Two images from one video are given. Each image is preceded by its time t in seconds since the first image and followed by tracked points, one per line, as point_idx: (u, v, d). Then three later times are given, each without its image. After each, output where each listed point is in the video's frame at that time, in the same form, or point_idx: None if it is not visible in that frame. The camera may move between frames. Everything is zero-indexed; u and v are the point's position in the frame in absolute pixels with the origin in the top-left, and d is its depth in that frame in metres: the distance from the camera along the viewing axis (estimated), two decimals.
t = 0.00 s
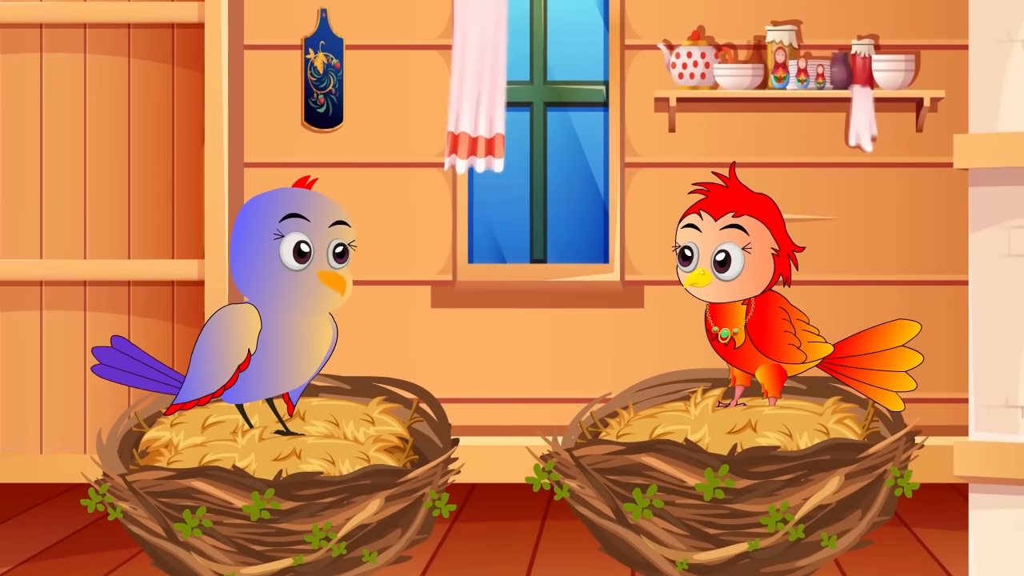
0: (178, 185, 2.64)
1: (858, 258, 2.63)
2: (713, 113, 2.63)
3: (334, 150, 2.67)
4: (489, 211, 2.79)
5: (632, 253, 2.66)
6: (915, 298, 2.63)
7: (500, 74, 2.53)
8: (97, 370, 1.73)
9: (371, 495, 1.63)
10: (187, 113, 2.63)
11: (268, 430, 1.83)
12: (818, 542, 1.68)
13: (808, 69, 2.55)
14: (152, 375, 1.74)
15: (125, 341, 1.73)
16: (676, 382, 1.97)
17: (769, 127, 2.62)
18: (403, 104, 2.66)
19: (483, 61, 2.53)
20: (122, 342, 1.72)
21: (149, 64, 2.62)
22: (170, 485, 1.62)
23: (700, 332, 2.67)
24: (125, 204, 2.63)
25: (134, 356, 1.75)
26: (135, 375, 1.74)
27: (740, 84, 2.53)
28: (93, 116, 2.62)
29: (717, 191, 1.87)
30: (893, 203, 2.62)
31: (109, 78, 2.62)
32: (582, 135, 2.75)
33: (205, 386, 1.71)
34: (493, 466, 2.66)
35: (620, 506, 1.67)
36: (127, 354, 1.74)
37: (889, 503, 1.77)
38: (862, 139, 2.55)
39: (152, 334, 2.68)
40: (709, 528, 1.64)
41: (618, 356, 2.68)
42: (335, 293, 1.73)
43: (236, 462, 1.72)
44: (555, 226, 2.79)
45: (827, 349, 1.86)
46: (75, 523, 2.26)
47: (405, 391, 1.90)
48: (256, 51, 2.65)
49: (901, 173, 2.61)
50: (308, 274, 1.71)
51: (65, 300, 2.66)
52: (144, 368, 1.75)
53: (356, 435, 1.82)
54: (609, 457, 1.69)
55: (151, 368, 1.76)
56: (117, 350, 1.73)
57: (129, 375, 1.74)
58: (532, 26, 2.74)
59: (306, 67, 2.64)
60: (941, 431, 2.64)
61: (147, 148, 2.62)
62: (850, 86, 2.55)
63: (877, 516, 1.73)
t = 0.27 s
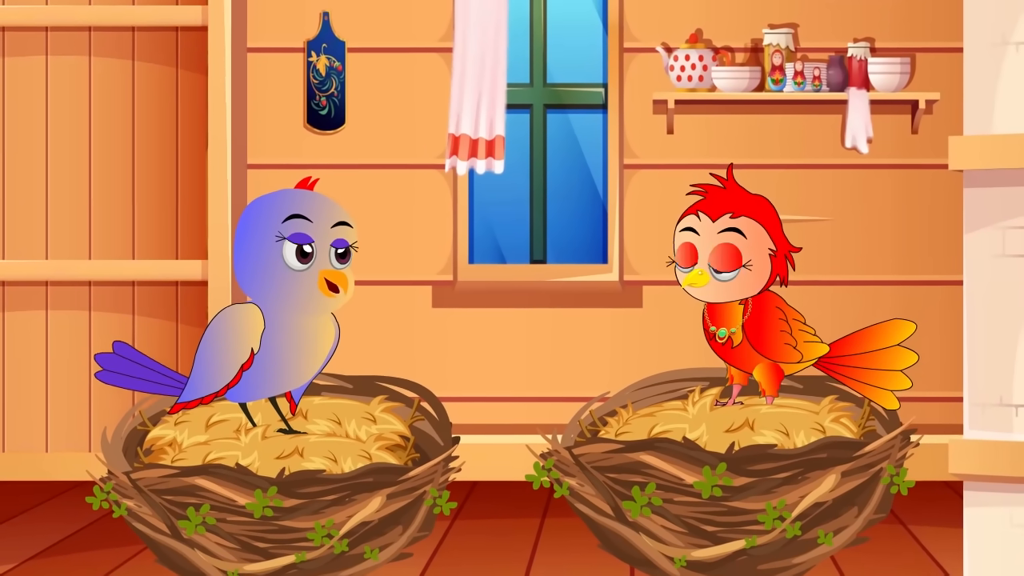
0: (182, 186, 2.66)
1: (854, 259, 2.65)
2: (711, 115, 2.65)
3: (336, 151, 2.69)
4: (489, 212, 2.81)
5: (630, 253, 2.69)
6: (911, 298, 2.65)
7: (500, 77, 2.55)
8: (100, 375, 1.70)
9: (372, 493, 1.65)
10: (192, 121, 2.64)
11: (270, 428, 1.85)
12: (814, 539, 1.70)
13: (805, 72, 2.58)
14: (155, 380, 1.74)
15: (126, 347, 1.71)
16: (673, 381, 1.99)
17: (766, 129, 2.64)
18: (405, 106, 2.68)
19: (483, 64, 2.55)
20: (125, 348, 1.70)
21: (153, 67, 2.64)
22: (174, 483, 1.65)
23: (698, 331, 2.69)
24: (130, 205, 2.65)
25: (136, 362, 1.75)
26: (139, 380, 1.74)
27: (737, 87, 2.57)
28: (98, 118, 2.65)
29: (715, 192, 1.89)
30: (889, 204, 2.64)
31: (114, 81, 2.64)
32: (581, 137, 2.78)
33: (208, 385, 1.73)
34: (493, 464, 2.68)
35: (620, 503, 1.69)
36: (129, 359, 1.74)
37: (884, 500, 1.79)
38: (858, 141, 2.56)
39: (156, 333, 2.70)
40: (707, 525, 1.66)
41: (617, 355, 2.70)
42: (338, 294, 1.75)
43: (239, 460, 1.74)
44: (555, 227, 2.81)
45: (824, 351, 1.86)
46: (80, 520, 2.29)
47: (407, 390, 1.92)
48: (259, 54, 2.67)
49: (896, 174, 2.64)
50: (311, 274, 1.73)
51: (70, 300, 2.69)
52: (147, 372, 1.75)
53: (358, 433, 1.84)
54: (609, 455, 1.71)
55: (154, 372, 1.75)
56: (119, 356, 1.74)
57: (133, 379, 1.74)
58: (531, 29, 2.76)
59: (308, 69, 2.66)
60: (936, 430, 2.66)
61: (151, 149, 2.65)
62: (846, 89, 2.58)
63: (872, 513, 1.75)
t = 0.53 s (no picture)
0: (186, 188, 2.68)
1: (850, 259, 2.67)
2: (709, 117, 2.67)
3: (338, 153, 2.71)
4: (489, 213, 2.83)
5: (629, 253, 2.71)
6: (906, 298, 2.67)
7: (500, 80, 2.58)
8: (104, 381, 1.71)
9: (373, 491, 1.67)
10: (195, 120, 2.68)
11: (273, 427, 1.87)
12: (811, 536, 1.72)
13: (802, 74, 2.60)
14: (159, 382, 1.75)
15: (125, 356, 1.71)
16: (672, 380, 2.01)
17: (763, 130, 2.66)
18: (406, 108, 2.70)
19: (483, 67, 2.57)
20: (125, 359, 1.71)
21: (157, 70, 2.67)
22: (178, 481, 1.67)
23: (696, 331, 2.71)
24: (134, 206, 2.67)
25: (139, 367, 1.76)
26: (142, 385, 1.75)
27: (735, 89, 2.58)
28: (103, 120, 2.67)
29: (713, 193, 1.92)
30: (885, 205, 2.66)
31: (118, 83, 2.67)
32: (580, 138, 2.80)
33: (211, 384, 1.74)
34: (494, 462, 2.71)
35: (618, 501, 1.71)
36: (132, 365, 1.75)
37: (880, 498, 1.81)
38: (854, 143, 2.58)
39: (160, 332, 2.72)
40: (705, 522, 1.69)
41: (616, 354, 2.72)
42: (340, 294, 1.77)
43: (242, 458, 1.76)
44: (554, 227, 2.83)
45: (822, 347, 1.89)
46: (85, 518, 2.31)
47: (408, 388, 1.94)
48: (262, 57, 2.70)
49: (892, 175, 2.66)
50: (313, 274, 1.75)
51: (75, 300, 2.71)
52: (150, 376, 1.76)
53: (360, 431, 1.86)
54: (608, 453, 1.73)
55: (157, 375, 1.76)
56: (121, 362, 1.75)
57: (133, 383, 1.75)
58: (531, 32, 2.78)
59: (311, 72, 2.68)
60: (931, 428, 2.68)
61: (155, 151, 2.67)
62: (842, 91, 2.60)
63: (868, 511, 1.77)
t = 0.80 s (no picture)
0: (189, 188, 2.70)
1: (847, 259, 2.70)
2: (707, 119, 2.69)
3: (340, 154, 2.73)
4: (490, 213, 2.86)
5: (628, 253, 2.73)
6: (901, 298, 2.70)
7: (501, 83, 2.59)
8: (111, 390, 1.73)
9: (375, 488, 1.70)
10: (198, 121, 2.70)
11: (276, 425, 1.89)
12: (808, 533, 1.74)
13: (798, 76, 2.62)
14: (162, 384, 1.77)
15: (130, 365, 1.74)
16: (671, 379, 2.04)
17: (760, 132, 2.69)
18: (407, 109, 2.72)
19: (484, 70, 2.59)
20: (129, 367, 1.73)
21: (161, 72, 2.69)
22: (182, 478, 1.69)
23: (694, 330, 2.73)
24: (138, 207, 2.70)
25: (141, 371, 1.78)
26: (144, 388, 1.77)
27: (732, 91, 2.61)
28: (108, 121, 2.69)
29: (711, 194, 1.94)
30: (881, 205, 2.69)
31: (122, 85, 2.69)
32: (579, 140, 2.82)
33: (215, 383, 1.76)
34: (494, 460, 2.73)
35: (617, 499, 1.73)
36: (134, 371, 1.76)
37: (876, 496, 1.83)
38: (850, 144, 2.62)
39: (163, 332, 2.74)
40: (703, 519, 1.71)
41: (615, 353, 2.74)
42: (342, 294, 1.78)
43: (245, 456, 1.79)
44: (554, 228, 2.85)
45: (818, 347, 1.93)
46: (90, 515, 2.34)
47: (409, 387, 1.96)
48: (264, 59, 2.72)
49: (888, 176, 2.68)
50: (316, 274, 1.77)
51: (80, 300, 2.73)
52: (151, 379, 1.78)
53: (362, 429, 1.88)
54: (606, 451, 1.76)
55: (159, 378, 1.78)
56: (123, 367, 1.76)
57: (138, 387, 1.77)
58: (531, 35, 2.81)
59: (313, 74, 2.71)
60: (927, 426, 2.71)
61: (159, 152, 2.69)
62: (839, 93, 2.62)
63: (864, 508, 1.79)
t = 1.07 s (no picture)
0: (193, 190, 2.72)
1: (843, 259, 2.72)
2: (705, 121, 2.71)
3: (342, 156, 2.75)
4: (490, 214, 2.88)
5: (626, 253, 2.75)
6: (897, 298, 2.72)
7: (501, 86, 2.62)
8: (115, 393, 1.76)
9: (377, 486, 1.72)
10: (203, 124, 2.72)
11: (278, 423, 1.91)
12: (804, 530, 1.77)
13: (795, 79, 2.64)
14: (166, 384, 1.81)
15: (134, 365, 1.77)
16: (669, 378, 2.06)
17: (757, 134, 2.71)
18: (408, 111, 2.74)
19: (485, 73, 2.62)
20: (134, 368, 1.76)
21: (165, 74, 2.71)
22: (184, 476, 1.70)
23: (693, 330, 2.75)
24: (143, 208, 2.72)
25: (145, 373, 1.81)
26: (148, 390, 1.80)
27: (730, 93, 2.63)
28: (113, 123, 2.71)
29: (708, 196, 1.96)
30: (877, 206, 2.71)
31: (127, 87, 2.71)
32: (579, 141, 2.84)
33: (218, 381, 1.79)
34: (494, 458, 2.75)
35: (616, 496, 1.75)
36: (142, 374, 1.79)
37: (872, 493, 1.86)
38: (846, 146, 2.62)
39: (167, 331, 2.76)
40: (701, 517, 1.73)
41: (614, 353, 2.77)
42: (344, 294, 1.81)
43: (248, 454, 1.80)
44: (554, 228, 2.87)
45: (813, 348, 1.94)
46: (95, 513, 2.36)
47: (410, 386, 1.98)
48: (268, 62, 2.73)
49: (884, 177, 2.70)
50: (318, 274, 1.79)
51: (85, 300, 2.75)
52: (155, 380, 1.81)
53: (363, 428, 1.90)
54: (605, 449, 1.78)
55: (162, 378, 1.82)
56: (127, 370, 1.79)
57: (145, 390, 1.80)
58: (530, 38, 2.83)
59: (315, 77, 2.72)
60: (922, 425, 2.73)
61: (163, 153, 2.71)
62: (835, 95, 2.65)
63: (860, 505, 1.81)
